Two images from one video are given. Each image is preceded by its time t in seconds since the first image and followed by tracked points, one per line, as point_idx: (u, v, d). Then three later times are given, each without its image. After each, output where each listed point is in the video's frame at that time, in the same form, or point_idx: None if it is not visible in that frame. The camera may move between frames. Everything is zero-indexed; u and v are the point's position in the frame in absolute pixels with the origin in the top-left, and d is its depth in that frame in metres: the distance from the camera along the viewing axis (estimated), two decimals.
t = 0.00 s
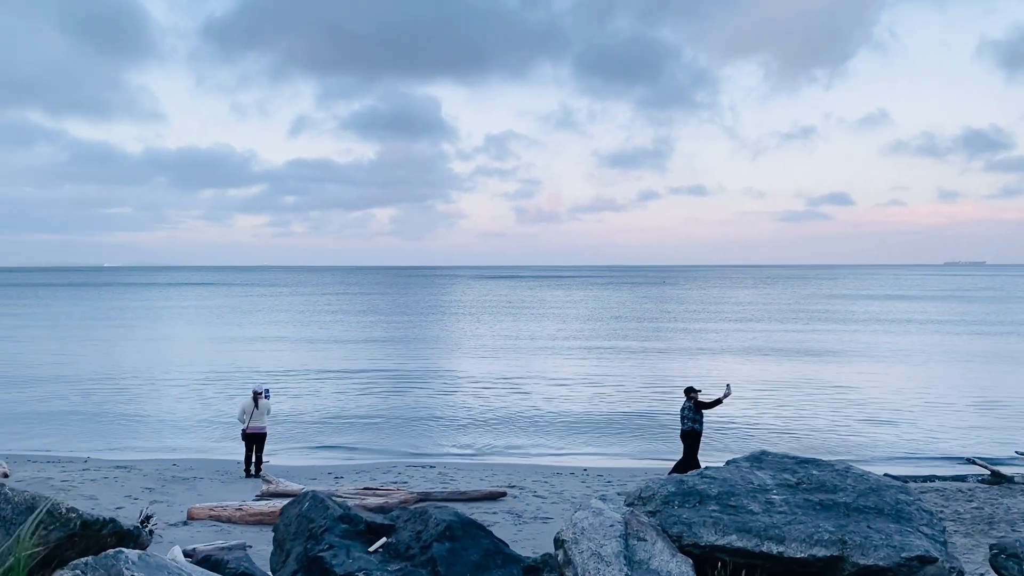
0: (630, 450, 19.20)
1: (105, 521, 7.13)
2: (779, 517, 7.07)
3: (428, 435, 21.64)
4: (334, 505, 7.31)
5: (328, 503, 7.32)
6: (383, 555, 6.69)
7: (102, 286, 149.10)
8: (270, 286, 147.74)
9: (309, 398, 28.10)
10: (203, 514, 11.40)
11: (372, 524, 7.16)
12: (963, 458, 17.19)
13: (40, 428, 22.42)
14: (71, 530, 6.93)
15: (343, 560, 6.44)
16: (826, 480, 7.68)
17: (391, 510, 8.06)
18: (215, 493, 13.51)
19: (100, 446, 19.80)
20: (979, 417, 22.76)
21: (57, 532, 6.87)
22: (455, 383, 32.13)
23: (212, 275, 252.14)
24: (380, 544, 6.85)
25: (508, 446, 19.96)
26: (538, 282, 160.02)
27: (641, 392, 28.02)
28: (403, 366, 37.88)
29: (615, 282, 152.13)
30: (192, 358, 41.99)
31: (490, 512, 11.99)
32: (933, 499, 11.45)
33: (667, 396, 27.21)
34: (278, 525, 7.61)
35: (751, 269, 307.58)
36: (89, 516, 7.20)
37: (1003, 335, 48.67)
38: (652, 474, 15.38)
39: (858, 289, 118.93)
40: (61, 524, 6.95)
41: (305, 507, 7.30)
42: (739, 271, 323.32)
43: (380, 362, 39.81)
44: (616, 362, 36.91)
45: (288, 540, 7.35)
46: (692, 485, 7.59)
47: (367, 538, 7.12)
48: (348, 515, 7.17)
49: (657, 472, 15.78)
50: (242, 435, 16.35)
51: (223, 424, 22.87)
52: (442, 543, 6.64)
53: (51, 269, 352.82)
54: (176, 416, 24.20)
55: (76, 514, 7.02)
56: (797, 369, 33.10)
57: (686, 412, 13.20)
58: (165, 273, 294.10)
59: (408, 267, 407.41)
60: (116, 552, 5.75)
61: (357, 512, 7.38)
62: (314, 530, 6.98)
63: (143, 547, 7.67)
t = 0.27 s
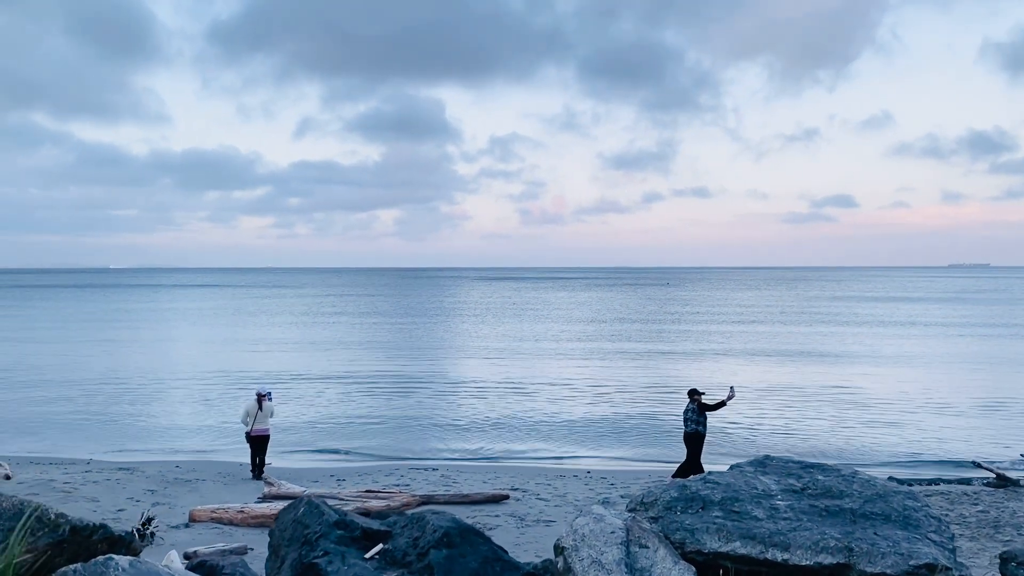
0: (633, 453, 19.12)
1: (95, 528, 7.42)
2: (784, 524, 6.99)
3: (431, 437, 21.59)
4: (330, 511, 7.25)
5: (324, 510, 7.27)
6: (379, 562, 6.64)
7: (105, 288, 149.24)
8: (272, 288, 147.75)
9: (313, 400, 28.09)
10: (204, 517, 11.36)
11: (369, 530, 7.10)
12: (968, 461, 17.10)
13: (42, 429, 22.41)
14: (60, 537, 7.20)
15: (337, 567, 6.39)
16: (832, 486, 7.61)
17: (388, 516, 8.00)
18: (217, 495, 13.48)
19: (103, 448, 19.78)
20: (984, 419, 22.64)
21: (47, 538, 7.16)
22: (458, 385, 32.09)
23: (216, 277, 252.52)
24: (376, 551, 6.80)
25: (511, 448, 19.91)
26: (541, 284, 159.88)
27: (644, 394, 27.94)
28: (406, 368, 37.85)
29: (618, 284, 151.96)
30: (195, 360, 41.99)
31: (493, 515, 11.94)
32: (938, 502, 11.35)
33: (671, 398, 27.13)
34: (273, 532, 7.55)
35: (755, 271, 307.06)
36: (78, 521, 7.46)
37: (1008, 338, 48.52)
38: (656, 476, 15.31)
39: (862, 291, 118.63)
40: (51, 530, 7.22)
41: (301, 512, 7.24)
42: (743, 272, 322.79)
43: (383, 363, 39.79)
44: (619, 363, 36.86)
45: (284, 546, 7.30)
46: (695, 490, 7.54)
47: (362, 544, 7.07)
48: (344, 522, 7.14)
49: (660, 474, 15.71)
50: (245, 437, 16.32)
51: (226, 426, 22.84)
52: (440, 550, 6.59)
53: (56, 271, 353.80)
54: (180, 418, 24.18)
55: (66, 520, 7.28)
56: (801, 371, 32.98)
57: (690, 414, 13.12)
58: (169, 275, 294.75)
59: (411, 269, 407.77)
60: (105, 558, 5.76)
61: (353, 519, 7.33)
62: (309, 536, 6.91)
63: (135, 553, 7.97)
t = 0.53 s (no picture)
0: (634, 454, 19.07)
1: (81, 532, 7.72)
2: (783, 530, 6.93)
3: (432, 439, 21.56)
4: (321, 514, 7.19)
5: (315, 514, 7.18)
6: (370, 568, 6.64)
7: (110, 289, 149.66)
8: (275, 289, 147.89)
9: (314, 401, 28.07)
10: (203, 518, 11.33)
11: (361, 535, 7.04)
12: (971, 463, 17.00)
13: (44, 430, 22.43)
14: (45, 540, 7.52)
15: (327, 572, 6.37)
16: (832, 491, 7.56)
17: (382, 518, 7.93)
18: (217, 497, 13.46)
19: (104, 449, 19.78)
20: (989, 422, 22.53)
21: (32, 541, 7.45)
22: (460, 386, 32.00)
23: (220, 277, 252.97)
24: (367, 556, 6.78)
25: (512, 450, 19.87)
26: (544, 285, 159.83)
27: (647, 396, 27.88)
28: (408, 369, 37.85)
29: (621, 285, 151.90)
30: (198, 361, 42.03)
31: (493, 518, 11.89)
32: (942, 506, 11.26)
33: (673, 400, 27.07)
34: (264, 535, 7.50)
35: (758, 273, 306.70)
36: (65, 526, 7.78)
37: (1012, 340, 48.37)
38: (657, 478, 15.25)
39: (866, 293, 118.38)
40: (37, 534, 7.54)
41: (292, 517, 7.18)
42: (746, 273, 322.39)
43: (386, 365, 39.81)
44: (622, 365, 36.79)
45: (274, 551, 7.25)
46: (693, 496, 7.50)
47: (355, 549, 7.01)
48: (336, 526, 7.06)
49: (662, 476, 15.66)
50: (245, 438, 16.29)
51: (227, 428, 22.83)
52: (432, 555, 6.59)
53: (60, 271, 354.67)
54: (181, 420, 24.18)
55: (51, 524, 7.60)
56: (804, 372, 32.89)
57: (691, 417, 13.06)
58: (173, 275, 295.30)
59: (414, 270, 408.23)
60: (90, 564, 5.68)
61: (345, 523, 7.26)
62: (300, 540, 6.83)
63: (123, 558, 8.30)
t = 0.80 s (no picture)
0: (634, 456, 19.03)
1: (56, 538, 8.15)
2: (770, 535, 6.86)
3: (432, 440, 21.55)
4: (305, 519, 7.15)
5: (299, 518, 7.16)
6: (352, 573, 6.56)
7: (116, 290, 151.15)
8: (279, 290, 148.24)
9: (315, 403, 28.08)
10: (200, 520, 11.30)
11: (344, 539, 6.93)
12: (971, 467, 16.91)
13: (45, 431, 22.47)
14: (23, 546, 7.91)
15: None
16: (820, 496, 7.52)
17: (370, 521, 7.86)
18: (215, 499, 13.46)
19: (104, 450, 19.81)
20: (991, 425, 22.42)
21: (10, 547, 7.89)
22: (461, 388, 31.99)
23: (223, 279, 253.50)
24: (350, 561, 6.70)
25: (512, 451, 19.85)
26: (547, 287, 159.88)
27: (647, 398, 27.86)
28: (409, 371, 37.85)
29: (624, 287, 151.75)
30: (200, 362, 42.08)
31: (491, 520, 11.88)
32: (941, 510, 11.18)
33: (673, 402, 27.05)
34: (250, 539, 7.47)
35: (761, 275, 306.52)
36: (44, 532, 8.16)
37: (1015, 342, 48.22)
38: (656, 481, 15.19)
39: (869, 294, 118.28)
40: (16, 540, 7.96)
41: (275, 521, 7.15)
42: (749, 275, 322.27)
43: (387, 366, 39.82)
44: (623, 367, 36.76)
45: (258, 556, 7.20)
46: (680, 501, 7.49)
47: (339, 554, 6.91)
48: (319, 531, 6.96)
49: (661, 479, 15.63)
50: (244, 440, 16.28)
51: (228, 429, 22.84)
52: (416, 561, 6.53)
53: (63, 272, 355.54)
54: (182, 421, 24.21)
55: (29, 531, 7.99)
56: (805, 374, 32.80)
57: (690, 419, 13.01)
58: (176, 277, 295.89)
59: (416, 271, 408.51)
60: None
61: (330, 527, 7.19)
62: (283, 545, 6.83)
63: (107, 562, 8.54)
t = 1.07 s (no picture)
0: (632, 460, 18.98)
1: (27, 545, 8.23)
2: (747, 546, 6.78)
3: (431, 444, 21.51)
4: (278, 528, 7.21)
5: (272, 527, 7.22)
6: None
7: (122, 292, 151.85)
8: (282, 292, 148.37)
9: (315, 406, 28.06)
10: (195, 524, 11.26)
11: (318, 549, 7.07)
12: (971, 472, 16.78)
13: (46, 433, 22.51)
14: None
15: None
16: (799, 505, 7.45)
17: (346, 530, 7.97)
18: (209, 502, 13.45)
19: (104, 452, 19.83)
20: (991, 429, 22.29)
21: None
22: (462, 391, 31.96)
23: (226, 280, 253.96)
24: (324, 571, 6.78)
25: (511, 455, 19.80)
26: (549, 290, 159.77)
27: (648, 402, 27.80)
28: (409, 373, 37.79)
29: (628, 290, 151.47)
30: (201, 364, 42.12)
31: (485, 525, 11.85)
32: (939, 516, 11.03)
33: (674, 406, 26.98)
34: (224, 547, 7.54)
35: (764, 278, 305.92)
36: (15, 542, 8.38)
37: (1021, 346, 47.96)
38: (653, 485, 15.13)
39: (871, 298, 118.02)
40: None
41: (249, 531, 7.19)
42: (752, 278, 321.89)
43: (388, 368, 39.82)
44: (624, 370, 36.72)
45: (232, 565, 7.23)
46: (658, 510, 7.45)
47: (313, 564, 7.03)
48: (293, 540, 7.05)
49: (658, 484, 15.57)
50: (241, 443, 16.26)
51: (228, 432, 22.84)
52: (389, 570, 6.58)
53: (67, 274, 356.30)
54: (182, 423, 24.21)
55: None
56: (806, 378, 32.69)
57: (686, 423, 12.94)
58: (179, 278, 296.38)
59: (420, 274, 408.97)
60: None
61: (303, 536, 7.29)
62: (256, 555, 6.88)
63: (78, 572, 8.47)
